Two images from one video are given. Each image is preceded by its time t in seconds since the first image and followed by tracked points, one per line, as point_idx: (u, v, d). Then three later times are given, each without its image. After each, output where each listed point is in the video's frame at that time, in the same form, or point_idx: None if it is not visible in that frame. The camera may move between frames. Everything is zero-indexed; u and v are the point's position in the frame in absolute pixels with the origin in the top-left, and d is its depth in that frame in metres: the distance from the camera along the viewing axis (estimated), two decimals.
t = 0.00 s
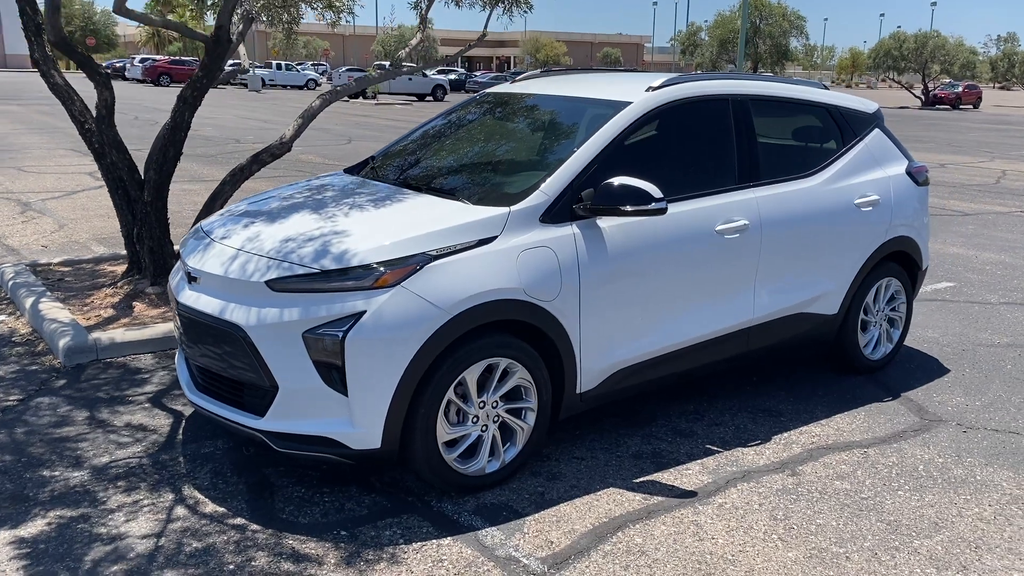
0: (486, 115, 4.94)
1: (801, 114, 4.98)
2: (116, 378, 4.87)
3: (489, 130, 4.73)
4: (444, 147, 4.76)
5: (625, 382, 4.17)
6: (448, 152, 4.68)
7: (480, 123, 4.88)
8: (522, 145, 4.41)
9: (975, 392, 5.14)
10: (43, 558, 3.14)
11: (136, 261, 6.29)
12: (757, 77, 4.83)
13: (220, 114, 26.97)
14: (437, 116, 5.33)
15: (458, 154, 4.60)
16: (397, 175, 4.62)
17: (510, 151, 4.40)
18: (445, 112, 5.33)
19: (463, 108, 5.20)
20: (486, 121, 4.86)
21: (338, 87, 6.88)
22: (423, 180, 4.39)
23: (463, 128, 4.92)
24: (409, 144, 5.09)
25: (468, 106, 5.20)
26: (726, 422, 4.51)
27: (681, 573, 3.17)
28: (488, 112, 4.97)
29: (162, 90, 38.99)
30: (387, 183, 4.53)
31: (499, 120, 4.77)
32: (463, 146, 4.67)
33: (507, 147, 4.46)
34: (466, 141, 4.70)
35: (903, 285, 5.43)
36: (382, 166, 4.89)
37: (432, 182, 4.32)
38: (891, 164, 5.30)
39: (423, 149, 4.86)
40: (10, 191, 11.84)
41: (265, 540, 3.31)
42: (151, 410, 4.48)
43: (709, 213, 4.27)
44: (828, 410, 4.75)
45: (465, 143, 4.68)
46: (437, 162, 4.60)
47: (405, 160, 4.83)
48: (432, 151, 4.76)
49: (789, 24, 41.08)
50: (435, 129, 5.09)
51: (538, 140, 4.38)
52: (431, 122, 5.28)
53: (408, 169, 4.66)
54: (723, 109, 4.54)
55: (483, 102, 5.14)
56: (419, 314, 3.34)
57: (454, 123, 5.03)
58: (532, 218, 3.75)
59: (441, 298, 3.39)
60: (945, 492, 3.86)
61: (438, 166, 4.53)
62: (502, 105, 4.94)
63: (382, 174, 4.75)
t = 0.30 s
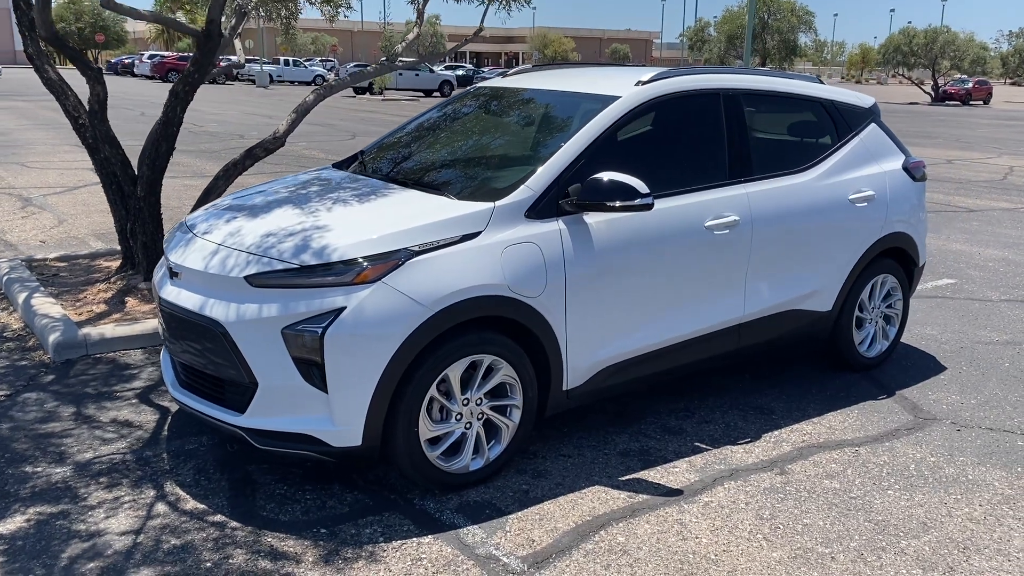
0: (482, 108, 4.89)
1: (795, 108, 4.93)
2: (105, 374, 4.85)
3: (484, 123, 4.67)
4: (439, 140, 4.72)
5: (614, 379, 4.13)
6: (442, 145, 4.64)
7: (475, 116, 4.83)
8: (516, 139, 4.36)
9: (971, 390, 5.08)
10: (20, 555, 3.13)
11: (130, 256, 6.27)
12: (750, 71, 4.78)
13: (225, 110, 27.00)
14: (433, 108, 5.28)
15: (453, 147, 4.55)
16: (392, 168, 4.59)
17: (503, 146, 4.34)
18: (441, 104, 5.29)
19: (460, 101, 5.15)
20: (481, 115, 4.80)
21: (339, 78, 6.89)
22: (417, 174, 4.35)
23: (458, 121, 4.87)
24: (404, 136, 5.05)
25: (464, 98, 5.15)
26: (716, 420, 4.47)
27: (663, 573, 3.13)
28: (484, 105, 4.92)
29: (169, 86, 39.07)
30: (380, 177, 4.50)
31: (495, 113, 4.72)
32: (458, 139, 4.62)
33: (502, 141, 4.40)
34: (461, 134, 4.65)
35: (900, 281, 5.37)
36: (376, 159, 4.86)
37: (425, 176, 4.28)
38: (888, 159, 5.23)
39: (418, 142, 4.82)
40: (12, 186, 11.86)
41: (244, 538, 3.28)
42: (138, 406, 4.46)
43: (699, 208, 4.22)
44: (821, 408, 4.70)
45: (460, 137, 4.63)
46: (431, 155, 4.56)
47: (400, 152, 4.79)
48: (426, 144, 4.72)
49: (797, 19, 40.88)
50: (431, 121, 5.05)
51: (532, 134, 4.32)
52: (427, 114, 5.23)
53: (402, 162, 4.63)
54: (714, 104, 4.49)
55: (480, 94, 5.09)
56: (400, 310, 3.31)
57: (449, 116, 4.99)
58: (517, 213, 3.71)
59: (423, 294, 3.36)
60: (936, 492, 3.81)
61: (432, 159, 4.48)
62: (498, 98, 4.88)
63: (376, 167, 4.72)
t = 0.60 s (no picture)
0: (479, 102, 4.82)
1: (794, 103, 4.85)
2: (95, 372, 4.82)
3: (481, 117, 4.60)
4: (436, 134, 4.66)
5: (606, 379, 4.07)
6: (439, 139, 4.57)
7: (473, 110, 4.76)
8: (513, 133, 4.28)
9: (972, 390, 5.00)
10: None
11: (125, 254, 6.23)
12: (746, 65, 4.70)
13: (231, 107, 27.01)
14: (430, 102, 5.22)
15: (450, 142, 4.49)
16: (388, 163, 4.53)
17: (499, 140, 4.27)
18: (438, 98, 5.23)
19: (457, 95, 5.09)
20: (479, 109, 4.74)
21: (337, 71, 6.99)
22: (413, 169, 4.29)
23: (456, 115, 4.80)
24: (401, 131, 4.99)
25: (462, 92, 5.08)
26: (712, 420, 4.41)
27: None
28: (481, 99, 4.85)
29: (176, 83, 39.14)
30: (376, 172, 4.44)
31: (492, 107, 4.65)
32: (455, 133, 4.56)
33: (499, 135, 4.33)
34: (458, 129, 4.58)
35: (900, 279, 5.29)
36: (373, 153, 4.80)
37: (421, 171, 4.21)
38: (888, 155, 5.15)
39: (414, 136, 4.75)
40: (14, 183, 11.85)
41: (227, 539, 3.24)
42: (127, 405, 4.42)
43: (694, 205, 4.16)
44: (819, 407, 4.63)
45: (457, 131, 4.56)
46: (428, 150, 4.49)
47: (396, 147, 4.73)
48: (423, 138, 4.66)
49: (805, 15, 40.65)
50: (428, 115, 4.98)
51: (529, 128, 4.24)
52: (424, 108, 5.17)
53: (398, 157, 4.57)
54: (710, 99, 4.42)
55: (478, 88, 5.02)
56: (386, 308, 3.25)
57: (447, 110, 4.92)
58: (507, 209, 3.65)
59: (409, 292, 3.30)
60: (934, 494, 3.74)
61: (429, 154, 4.42)
62: (496, 92, 4.81)
63: (372, 162, 4.66)
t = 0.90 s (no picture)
0: (474, 96, 4.72)
1: (791, 97, 4.74)
2: (80, 371, 4.75)
3: (476, 111, 4.51)
4: (430, 127, 4.56)
5: (596, 379, 3.98)
6: (432, 133, 4.48)
7: (466, 103, 4.67)
8: (506, 127, 4.19)
9: (974, 391, 4.89)
10: None
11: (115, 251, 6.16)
12: (742, 59, 4.60)
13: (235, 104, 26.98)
14: (424, 95, 5.12)
15: (443, 135, 4.40)
16: (380, 157, 4.44)
17: (493, 134, 4.18)
18: (433, 92, 5.13)
19: (452, 88, 4.99)
20: (473, 102, 4.64)
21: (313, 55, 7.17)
22: (405, 163, 4.20)
23: (450, 109, 4.71)
24: (394, 124, 4.90)
25: (457, 85, 4.99)
26: (705, 421, 4.32)
27: None
28: (477, 92, 4.75)
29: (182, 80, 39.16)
30: (368, 167, 4.35)
31: (487, 100, 4.55)
32: (448, 127, 4.46)
33: (493, 129, 4.24)
34: (452, 122, 4.49)
35: (901, 277, 5.18)
36: (365, 147, 4.71)
37: (413, 166, 4.12)
38: (888, 151, 5.04)
39: (407, 130, 4.66)
40: (14, 181, 11.80)
41: (203, 544, 3.16)
42: (110, 405, 4.35)
43: (685, 202, 4.06)
44: (815, 409, 4.53)
45: (451, 125, 4.47)
46: (421, 144, 4.40)
47: (389, 140, 4.64)
48: (416, 132, 4.57)
49: (813, 11, 40.41)
50: (422, 109, 4.89)
51: (524, 121, 4.14)
52: (418, 102, 5.08)
53: (390, 151, 4.47)
54: (704, 93, 4.32)
55: (473, 81, 4.93)
56: (365, 308, 3.17)
57: (441, 103, 4.83)
58: (492, 206, 3.56)
59: (388, 291, 3.22)
60: (930, 498, 3.64)
61: (421, 148, 4.33)
62: (491, 86, 4.72)
63: (363, 156, 4.57)
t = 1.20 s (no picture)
0: (470, 94, 4.65)
1: (786, 97, 4.67)
2: (68, 374, 4.71)
3: (470, 109, 4.44)
4: (425, 126, 4.50)
5: (585, 383, 3.92)
6: (427, 131, 4.42)
7: (461, 101, 4.61)
8: (500, 126, 4.11)
9: (973, 396, 4.81)
10: None
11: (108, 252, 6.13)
12: (735, 58, 4.53)
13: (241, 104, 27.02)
14: (420, 92, 5.06)
15: (438, 134, 4.33)
16: (374, 156, 4.38)
17: (487, 133, 4.10)
18: (429, 89, 5.06)
19: (448, 86, 4.93)
20: (468, 101, 4.57)
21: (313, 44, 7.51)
22: (399, 162, 4.14)
23: (445, 107, 4.64)
24: (389, 122, 4.83)
25: (453, 82, 4.93)
26: (697, 426, 4.26)
27: None
28: (473, 90, 4.68)
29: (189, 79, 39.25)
30: (361, 166, 4.29)
31: (482, 98, 4.48)
32: (444, 125, 4.40)
33: (487, 127, 4.16)
34: (446, 120, 4.42)
35: (899, 280, 5.10)
36: (358, 145, 4.65)
37: (406, 165, 4.06)
38: (886, 152, 4.96)
39: (402, 128, 4.60)
40: (15, 181, 11.80)
41: (179, 552, 3.11)
42: (96, 408, 4.30)
43: (676, 203, 4.00)
44: (809, 414, 4.46)
45: (446, 123, 4.40)
46: (415, 142, 4.34)
47: (383, 138, 4.57)
48: (410, 130, 4.51)
49: (821, 9, 40.21)
50: (417, 106, 4.82)
51: (517, 120, 4.05)
52: (414, 99, 5.01)
53: (384, 149, 4.42)
54: (696, 93, 4.25)
55: (470, 79, 4.85)
56: (345, 312, 3.12)
57: (437, 101, 4.76)
58: (477, 208, 3.50)
59: (368, 295, 3.16)
60: (924, 506, 3.56)
61: (415, 147, 4.26)
62: (486, 84, 4.66)
63: (357, 154, 4.51)
